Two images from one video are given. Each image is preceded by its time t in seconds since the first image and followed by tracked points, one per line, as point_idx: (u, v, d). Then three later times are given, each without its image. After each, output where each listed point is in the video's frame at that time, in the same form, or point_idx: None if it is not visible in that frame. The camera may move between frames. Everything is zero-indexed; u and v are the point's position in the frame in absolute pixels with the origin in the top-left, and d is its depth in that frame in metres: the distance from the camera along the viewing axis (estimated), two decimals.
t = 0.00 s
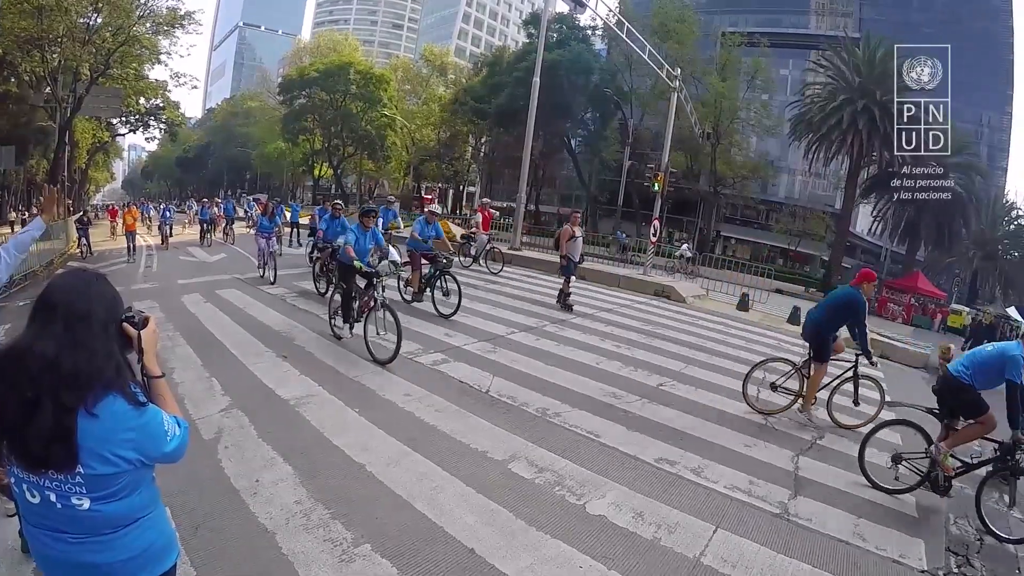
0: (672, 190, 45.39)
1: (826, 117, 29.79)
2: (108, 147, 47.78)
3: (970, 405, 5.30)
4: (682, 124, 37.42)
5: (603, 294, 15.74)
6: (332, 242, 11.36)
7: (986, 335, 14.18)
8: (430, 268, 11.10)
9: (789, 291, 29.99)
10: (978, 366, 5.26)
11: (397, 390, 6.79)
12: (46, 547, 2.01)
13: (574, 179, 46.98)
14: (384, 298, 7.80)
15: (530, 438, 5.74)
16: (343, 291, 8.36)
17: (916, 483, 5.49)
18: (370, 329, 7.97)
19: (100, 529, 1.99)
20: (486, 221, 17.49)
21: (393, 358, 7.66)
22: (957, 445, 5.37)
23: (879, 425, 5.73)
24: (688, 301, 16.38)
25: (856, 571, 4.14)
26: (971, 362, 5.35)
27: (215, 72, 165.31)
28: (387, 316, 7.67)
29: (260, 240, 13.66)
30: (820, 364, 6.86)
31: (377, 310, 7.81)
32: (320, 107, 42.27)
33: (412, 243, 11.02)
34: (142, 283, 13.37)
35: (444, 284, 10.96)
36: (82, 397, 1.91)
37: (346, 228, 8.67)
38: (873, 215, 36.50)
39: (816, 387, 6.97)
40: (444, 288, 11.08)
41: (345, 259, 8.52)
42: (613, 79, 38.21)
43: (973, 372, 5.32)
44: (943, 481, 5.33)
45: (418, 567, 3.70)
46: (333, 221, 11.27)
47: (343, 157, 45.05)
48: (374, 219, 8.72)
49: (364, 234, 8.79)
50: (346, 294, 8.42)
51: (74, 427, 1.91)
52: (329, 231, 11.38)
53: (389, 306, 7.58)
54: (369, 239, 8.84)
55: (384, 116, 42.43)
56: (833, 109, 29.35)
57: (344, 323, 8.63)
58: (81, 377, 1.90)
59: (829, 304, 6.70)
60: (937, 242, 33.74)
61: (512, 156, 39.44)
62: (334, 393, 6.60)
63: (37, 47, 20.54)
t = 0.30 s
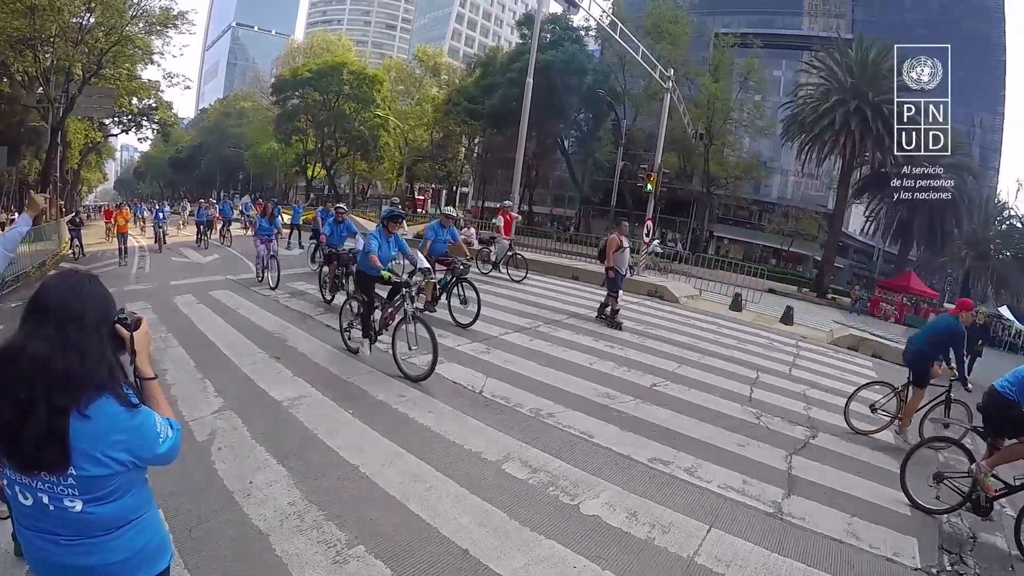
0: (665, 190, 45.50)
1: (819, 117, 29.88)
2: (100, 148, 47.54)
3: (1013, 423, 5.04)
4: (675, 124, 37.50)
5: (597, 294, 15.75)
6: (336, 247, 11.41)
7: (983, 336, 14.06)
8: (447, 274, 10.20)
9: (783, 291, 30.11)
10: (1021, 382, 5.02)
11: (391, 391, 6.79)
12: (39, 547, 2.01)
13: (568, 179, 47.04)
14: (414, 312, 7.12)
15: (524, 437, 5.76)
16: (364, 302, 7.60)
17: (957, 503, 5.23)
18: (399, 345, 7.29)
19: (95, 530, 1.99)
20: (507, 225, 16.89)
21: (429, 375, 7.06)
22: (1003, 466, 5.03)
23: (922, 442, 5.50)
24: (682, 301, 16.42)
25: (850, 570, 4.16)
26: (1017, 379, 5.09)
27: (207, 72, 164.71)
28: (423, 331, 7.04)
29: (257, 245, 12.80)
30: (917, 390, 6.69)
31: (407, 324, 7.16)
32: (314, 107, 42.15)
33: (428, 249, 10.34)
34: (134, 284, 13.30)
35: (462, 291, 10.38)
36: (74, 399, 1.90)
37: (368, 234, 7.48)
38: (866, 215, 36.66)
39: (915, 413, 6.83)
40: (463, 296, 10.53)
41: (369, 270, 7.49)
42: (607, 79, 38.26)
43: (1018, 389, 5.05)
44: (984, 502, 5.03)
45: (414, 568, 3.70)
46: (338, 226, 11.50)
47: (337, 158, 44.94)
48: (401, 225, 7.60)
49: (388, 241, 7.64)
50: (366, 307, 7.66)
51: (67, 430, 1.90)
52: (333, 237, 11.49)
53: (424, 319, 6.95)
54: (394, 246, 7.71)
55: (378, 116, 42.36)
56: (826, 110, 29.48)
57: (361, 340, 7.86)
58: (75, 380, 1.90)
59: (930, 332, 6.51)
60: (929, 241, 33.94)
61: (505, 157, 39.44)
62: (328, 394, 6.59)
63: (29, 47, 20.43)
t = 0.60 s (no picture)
0: (668, 191, 45.47)
1: (821, 119, 29.86)
2: (103, 148, 47.68)
3: None
4: (678, 126, 37.47)
5: (599, 296, 15.75)
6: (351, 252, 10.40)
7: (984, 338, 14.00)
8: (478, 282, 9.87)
9: (785, 292, 30.09)
10: None
11: (392, 391, 6.79)
12: (41, 547, 2.01)
13: (570, 181, 47.09)
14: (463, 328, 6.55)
15: (527, 439, 5.76)
16: (404, 317, 6.94)
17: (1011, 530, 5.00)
18: (445, 364, 6.66)
19: (101, 530, 1.99)
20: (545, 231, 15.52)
21: (480, 398, 6.47)
22: None
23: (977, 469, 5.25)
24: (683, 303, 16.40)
25: (853, 572, 4.15)
26: None
27: (210, 72, 165.02)
28: (476, 350, 6.45)
29: (270, 251, 12.69)
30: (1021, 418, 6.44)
31: (454, 341, 6.54)
32: (316, 108, 42.21)
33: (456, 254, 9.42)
34: (138, 284, 13.36)
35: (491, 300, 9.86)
36: (76, 398, 1.90)
37: (411, 239, 6.79)
38: (869, 218, 36.57)
39: (1017, 445, 6.48)
40: (495, 306, 9.91)
41: (411, 280, 6.83)
42: (609, 81, 38.29)
43: None
44: None
45: (417, 569, 3.69)
46: (354, 230, 10.93)
47: (339, 159, 45.01)
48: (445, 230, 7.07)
49: (432, 248, 7.02)
50: (406, 321, 7.01)
51: (69, 428, 1.90)
52: (349, 241, 10.99)
53: (477, 336, 6.37)
54: (438, 253, 7.09)
55: (380, 117, 42.39)
56: (828, 111, 29.46)
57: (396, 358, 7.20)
58: (78, 380, 1.90)
59: None
60: (932, 244, 33.86)
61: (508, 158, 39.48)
62: (330, 394, 6.61)
63: (33, 47, 20.45)
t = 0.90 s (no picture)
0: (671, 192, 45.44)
1: (825, 119, 29.79)
2: (108, 150, 47.80)
3: None
4: (681, 126, 37.41)
5: (603, 297, 15.75)
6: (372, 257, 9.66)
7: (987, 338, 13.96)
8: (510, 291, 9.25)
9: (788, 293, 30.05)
10: None
11: (396, 392, 6.81)
12: (45, 547, 2.02)
13: (573, 181, 47.08)
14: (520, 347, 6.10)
15: (530, 439, 5.78)
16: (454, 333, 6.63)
17: None
18: (501, 383, 6.28)
19: (104, 532, 2.00)
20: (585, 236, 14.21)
21: (538, 420, 6.00)
22: None
23: None
24: (687, 303, 16.39)
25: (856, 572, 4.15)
26: None
27: (214, 73, 165.31)
28: (533, 370, 5.96)
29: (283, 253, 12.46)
30: None
31: (509, 360, 6.13)
32: (320, 109, 42.25)
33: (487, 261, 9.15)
34: (143, 284, 13.41)
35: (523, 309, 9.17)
36: (80, 400, 1.91)
37: (457, 250, 6.51)
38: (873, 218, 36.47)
39: None
40: (527, 316, 9.17)
41: (457, 293, 6.59)
42: (613, 81, 38.28)
43: None
44: None
45: (420, 570, 3.70)
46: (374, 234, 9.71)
47: (343, 160, 45.07)
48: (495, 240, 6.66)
49: (481, 259, 6.70)
50: (457, 337, 6.66)
51: (73, 430, 1.91)
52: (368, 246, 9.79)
53: (532, 355, 5.92)
54: (487, 264, 6.80)
55: (384, 118, 42.40)
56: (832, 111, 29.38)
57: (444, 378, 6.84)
58: (83, 382, 1.91)
59: None
60: (936, 244, 33.75)
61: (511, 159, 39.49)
62: (334, 394, 6.63)
63: (38, 48, 20.49)
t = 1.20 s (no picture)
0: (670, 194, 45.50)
1: (824, 121, 29.83)
2: (107, 152, 47.76)
3: None
4: (680, 128, 37.45)
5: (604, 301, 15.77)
6: (397, 265, 8.96)
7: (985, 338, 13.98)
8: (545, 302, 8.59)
9: (788, 295, 30.07)
10: None
11: (396, 395, 6.80)
12: (45, 551, 2.02)
13: (573, 184, 47.13)
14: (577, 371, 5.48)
15: (535, 442, 5.73)
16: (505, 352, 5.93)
17: None
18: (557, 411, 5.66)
19: (103, 535, 2.00)
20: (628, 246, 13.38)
21: (595, 456, 5.39)
22: None
23: None
24: (687, 305, 16.39)
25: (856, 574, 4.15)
26: None
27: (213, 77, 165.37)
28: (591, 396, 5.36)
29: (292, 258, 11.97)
30: None
31: (566, 386, 5.56)
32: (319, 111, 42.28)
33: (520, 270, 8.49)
34: (142, 287, 13.40)
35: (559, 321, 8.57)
36: (79, 403, 1.91)
37: (511, 260, 5.72)
38: (872, 220, 36.51)
39: None
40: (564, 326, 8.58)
41: (510, 310, 5.85)
42: (612, 84, 38.36)
43: None
44: None
45: (420, 572, 3.71)
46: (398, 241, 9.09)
47: (342, 163, 45.09)
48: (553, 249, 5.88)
49: (537, 270, 5.92)
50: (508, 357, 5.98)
51: (73, 434, 1.91)
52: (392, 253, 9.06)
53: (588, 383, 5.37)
54: (544, 276, 6.00)
55: (383, 121, 42.44)
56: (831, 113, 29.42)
57: (493, 400, 6.25)
58: (84, 385, 1.92)
59: None
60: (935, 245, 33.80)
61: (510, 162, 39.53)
62: (334, 397, 6.63)
63: (37, 51, 20.48)
